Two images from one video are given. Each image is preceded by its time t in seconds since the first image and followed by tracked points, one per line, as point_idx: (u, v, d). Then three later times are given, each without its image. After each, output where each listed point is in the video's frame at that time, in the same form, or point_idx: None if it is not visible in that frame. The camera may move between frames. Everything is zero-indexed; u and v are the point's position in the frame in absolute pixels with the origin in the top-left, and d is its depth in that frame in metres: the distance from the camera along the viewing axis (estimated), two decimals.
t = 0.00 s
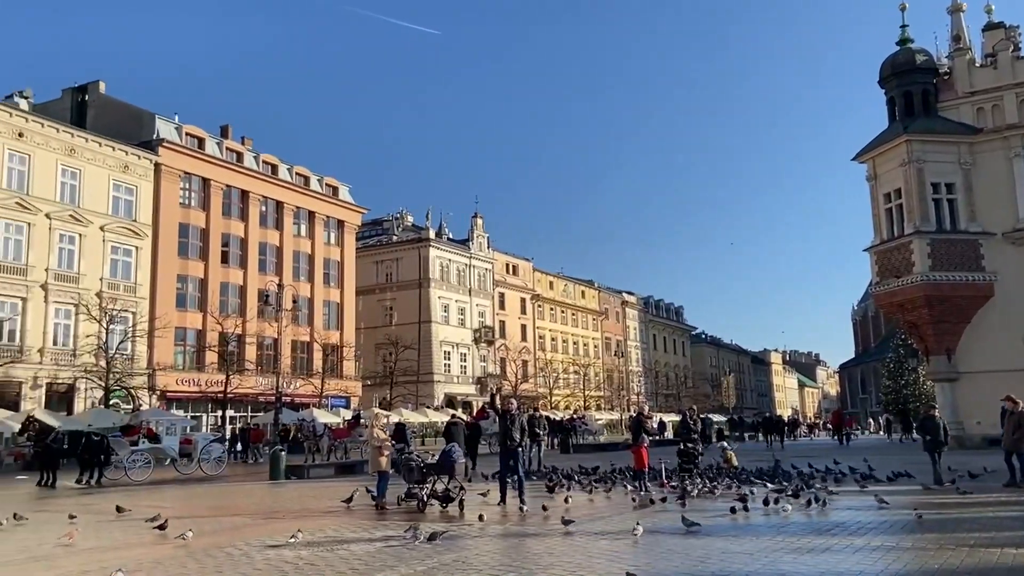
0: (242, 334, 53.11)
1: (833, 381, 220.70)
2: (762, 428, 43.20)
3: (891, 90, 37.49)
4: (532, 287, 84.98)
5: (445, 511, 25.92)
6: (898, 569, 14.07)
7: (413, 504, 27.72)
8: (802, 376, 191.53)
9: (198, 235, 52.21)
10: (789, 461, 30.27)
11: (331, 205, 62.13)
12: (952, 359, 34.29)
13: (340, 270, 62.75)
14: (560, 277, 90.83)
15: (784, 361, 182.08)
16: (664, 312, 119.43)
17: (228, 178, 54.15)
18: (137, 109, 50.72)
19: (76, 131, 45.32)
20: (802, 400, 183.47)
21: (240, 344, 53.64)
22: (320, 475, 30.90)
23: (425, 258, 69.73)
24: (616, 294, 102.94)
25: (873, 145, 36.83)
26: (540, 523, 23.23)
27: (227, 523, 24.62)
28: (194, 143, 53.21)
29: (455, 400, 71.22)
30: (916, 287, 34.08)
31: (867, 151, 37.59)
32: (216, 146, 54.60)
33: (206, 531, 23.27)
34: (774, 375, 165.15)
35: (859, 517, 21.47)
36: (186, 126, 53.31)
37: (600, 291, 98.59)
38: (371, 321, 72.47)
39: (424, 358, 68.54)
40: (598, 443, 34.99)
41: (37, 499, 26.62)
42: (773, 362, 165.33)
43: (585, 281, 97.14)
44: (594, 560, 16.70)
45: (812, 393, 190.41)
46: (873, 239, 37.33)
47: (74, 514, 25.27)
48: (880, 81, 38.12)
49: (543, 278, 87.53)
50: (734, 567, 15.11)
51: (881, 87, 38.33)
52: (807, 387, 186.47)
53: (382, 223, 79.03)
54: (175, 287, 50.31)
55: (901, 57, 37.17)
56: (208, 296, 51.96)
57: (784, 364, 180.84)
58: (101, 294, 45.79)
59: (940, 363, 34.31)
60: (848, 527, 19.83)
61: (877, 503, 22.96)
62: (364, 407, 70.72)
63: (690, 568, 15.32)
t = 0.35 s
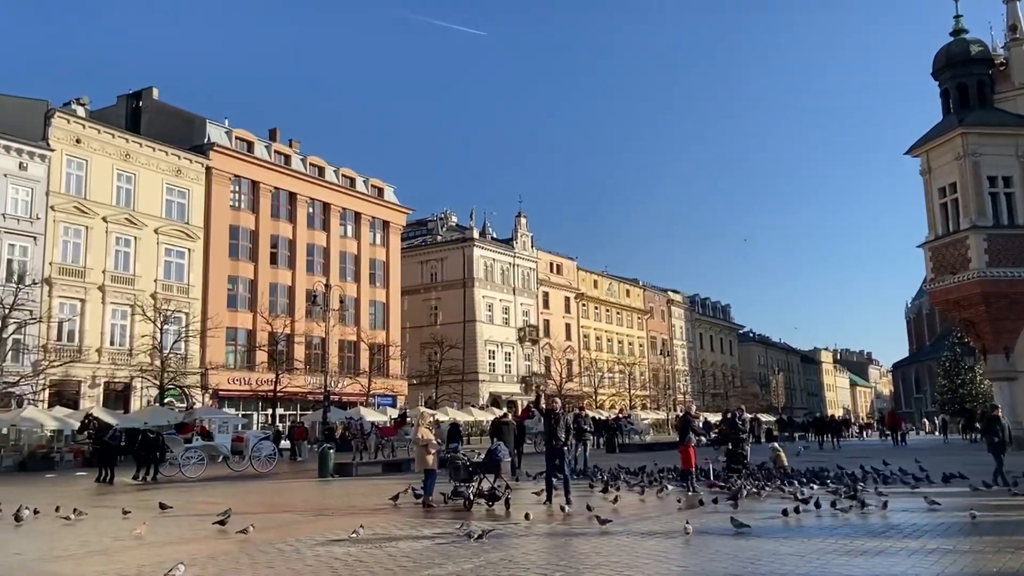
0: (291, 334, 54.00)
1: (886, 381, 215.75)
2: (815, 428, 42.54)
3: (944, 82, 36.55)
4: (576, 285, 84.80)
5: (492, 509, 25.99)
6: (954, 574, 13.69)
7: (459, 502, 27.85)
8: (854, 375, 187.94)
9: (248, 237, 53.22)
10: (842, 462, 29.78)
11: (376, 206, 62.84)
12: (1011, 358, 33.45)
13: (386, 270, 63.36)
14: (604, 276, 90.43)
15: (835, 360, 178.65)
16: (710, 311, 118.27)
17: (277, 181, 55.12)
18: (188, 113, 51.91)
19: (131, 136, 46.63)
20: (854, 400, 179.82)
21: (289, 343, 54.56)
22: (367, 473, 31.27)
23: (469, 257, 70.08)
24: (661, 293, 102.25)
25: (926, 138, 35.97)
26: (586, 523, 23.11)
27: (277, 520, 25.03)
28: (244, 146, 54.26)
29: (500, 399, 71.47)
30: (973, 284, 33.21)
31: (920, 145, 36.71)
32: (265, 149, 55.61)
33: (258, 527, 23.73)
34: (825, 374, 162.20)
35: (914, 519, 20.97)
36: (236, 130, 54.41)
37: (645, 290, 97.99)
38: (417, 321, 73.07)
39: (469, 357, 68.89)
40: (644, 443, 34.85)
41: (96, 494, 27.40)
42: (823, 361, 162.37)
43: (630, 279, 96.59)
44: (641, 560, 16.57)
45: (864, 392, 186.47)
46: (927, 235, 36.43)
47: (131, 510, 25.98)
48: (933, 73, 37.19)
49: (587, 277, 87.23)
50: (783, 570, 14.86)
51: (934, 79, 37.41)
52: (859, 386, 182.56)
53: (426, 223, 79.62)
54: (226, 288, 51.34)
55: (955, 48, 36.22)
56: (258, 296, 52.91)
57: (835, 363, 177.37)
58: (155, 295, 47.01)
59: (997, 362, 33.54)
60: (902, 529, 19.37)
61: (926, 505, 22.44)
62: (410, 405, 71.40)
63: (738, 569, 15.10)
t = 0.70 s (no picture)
0: (344, 333, 54.82)
1: (949, 380, 209.25)
2: (877, 428, 41.61)
3: (1007, 73, 35.29)
4: (626, 284, 84.26)
5: (543, 508, 25.93)
6: None
7: (510, 501, 27.85)
8: (914, 375, 182.86)
9: (301, 238, 54.17)
10: (903, 463, 29.07)
11: (426, 206, 63.39)
12: None
13: (435, 269, 63.82)
14: (654, 274, 89.66)
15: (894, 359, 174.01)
16: (764, 309, 116.51)
17: (329, 182, 55.97)
18: (243, 118, 53.14)
19: (189, 141, 47.88)
20: (914, 400, 174.94)
21: (342, 342, 55.38)
22: (419, 471, 31.54)
23: (518, 256, 70.19)
24: (713, 291, 101.05)
25: (989, 130, 34.83)
26: (637, 522, 22.93)
27: (332, 516, 25.45)
28: (297, 149, 55.27)
29: (550, 397, 71.48)
30: None
31: (983, 137, 35.55)
32: (318, 152, 56.54)
33: (313, 522, 24.14)
34: (883, 373, 158.11)
35: (977, 522, 20.29)
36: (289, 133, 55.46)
37: (697, 288, 96.94)
38: (466, 320, 73.48)
39: (519, 356, 69.03)
40: (697, 443, 34.55)
41: (158, 489, 28.22)
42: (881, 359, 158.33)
43: (681, 277, 95.63)
44: (695, 561, 16.36)
45: (926, 392, 181.27)
46: (991, 231, 35.28)
47: (191, 505, 26.72)
48: (996, 63, 35.99)
49: (636, 275, 86.57)
50: (841, 573, 14.48)
51: (997, 69, 36.18)
52: (919, 386, 177.54)
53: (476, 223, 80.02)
54: (281, 289, 52.36)
55: (1019, 36, 34.98)
56: (311, 296, 53.82)
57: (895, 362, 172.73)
58: (213, 295, 48.21)
59: None
60: (967, 532, 18.75)
61: (986, 507, 21.76)
62: (461, 404, 71.87)
63: (796, 572, 14.76)
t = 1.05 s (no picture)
0: (391, 332, 55.42)
1: (1010, 380, 202.52)
2: (936, 429, 40.58)
3: None
4: (673, 282, 83.51)
5: (591, 507, 25.87)
6: None
7: (558, 500, 27.85)
8: (973, 374, 177.46)
9: (349, 238, 54.90)
10: (964, 464, 28.25)
11: (471, 205, 63.67)
12: None
13: (481, 268, 64.07)
14: (702, 272, 88.70)
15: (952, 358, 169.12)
16: (815, 307, 114.38)
17: (376, 183, 56.62)
18: (292, 121, 54.11)
19: (241, 144, 48.88)
20: (973, 400, 169.85)
21: (390, 341, 55.98)
22: (467, 469, 31.78)
23: (563, 255, 70.10)
24: (762, 288, 99.64)
25: None
26: (685, 522, 22.69)
27: (380, 512, 25.73)
28: (344, 151, 56.04)
29: (596, 396, 71.26)
30: None
31: None
32: (365, 153, 57.25)
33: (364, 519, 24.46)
34: (941, 373, 153.90)
35: None
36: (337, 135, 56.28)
37: (746, 286, 95.67)
38: (512, 318, 73.63)
39: (565, 355, 68.95)
40: (747, 443, 34.16)
41: (213, 485, 28.89)
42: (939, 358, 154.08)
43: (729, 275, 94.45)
44: (746, 563, 16.11)
45: (985, 392, 175.87)
46: None
47: (244, 500, 27.30)
48: None
49: (684, 273, 85.71)
50: None
51: None
52: (979, 385, 172.25)
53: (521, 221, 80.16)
54: (329, 288, 53.13)
55: None
56: (359, 296, 54.52)
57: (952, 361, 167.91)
58: (264, 295, 49.16)
59: None
60: None
61: None
62: (507, 402, 72.06)
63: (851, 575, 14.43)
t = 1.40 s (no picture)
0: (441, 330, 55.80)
1: None
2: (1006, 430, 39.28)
3: None
4: (724, 279, 82.38)
5: (643, 507, 25.65)
6: None
7: (609, 499, 27.69)
8: None
9: (399, 238, 55.45)
10: None
11: (520, 203, 63.75)
12: None
13: (530, 267, 64.09)
14: (755, 269, 87.31)
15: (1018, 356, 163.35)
16: (873, 304, 111.65)
17: (425, 183, 57.04)
18: (343, 122, 54.92)
19: (294, 146, 49.82)
20: None
21: (439, 339, 56.36)
22: (518, 467, 31.87)
23: (613, 253, 69.71)
24: (818, 285, 97.70)
25: None
26: (739, 522, 22.31)
27: (432, 509, 25.92)
28: (393, 151, 56.65)
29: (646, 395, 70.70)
30: None
31: None
32: (414, 153, 57.75)
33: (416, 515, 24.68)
34: (1006, 372, 148.77)
35: None
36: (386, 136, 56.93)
37: (800, 283, 93.92)
38: (560, 316, 73.46)
39: (614, 353, 68.58)
40: (803, 443, 33.58)
41: (269, 480, 29.48)
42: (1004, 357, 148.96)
43: (783, 271, 92.80)
44: (804, 565, 15.73)
45: None
46: None
47: (299, 496, 27.83)
48: None
49: (736, 269, 84.45)
50: None
51: None
52: None
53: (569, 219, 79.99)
54: (380, 287, 53.74)
55: None
56: (409, 295, 55.02)
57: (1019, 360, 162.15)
58: (317, 294, 49.97)
59: None
60: None
61: None
62: (556, 400, 71.92)
63: None
